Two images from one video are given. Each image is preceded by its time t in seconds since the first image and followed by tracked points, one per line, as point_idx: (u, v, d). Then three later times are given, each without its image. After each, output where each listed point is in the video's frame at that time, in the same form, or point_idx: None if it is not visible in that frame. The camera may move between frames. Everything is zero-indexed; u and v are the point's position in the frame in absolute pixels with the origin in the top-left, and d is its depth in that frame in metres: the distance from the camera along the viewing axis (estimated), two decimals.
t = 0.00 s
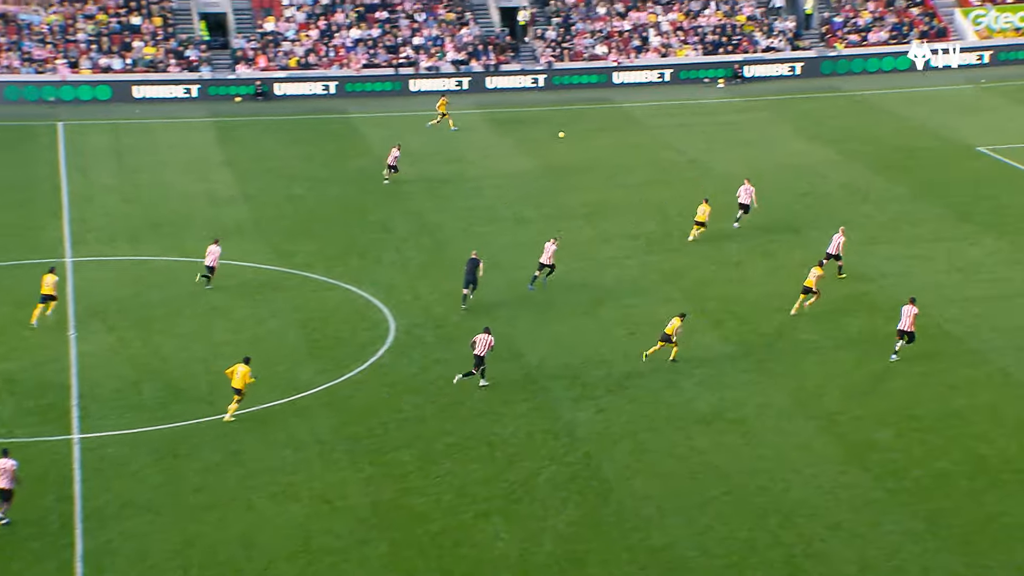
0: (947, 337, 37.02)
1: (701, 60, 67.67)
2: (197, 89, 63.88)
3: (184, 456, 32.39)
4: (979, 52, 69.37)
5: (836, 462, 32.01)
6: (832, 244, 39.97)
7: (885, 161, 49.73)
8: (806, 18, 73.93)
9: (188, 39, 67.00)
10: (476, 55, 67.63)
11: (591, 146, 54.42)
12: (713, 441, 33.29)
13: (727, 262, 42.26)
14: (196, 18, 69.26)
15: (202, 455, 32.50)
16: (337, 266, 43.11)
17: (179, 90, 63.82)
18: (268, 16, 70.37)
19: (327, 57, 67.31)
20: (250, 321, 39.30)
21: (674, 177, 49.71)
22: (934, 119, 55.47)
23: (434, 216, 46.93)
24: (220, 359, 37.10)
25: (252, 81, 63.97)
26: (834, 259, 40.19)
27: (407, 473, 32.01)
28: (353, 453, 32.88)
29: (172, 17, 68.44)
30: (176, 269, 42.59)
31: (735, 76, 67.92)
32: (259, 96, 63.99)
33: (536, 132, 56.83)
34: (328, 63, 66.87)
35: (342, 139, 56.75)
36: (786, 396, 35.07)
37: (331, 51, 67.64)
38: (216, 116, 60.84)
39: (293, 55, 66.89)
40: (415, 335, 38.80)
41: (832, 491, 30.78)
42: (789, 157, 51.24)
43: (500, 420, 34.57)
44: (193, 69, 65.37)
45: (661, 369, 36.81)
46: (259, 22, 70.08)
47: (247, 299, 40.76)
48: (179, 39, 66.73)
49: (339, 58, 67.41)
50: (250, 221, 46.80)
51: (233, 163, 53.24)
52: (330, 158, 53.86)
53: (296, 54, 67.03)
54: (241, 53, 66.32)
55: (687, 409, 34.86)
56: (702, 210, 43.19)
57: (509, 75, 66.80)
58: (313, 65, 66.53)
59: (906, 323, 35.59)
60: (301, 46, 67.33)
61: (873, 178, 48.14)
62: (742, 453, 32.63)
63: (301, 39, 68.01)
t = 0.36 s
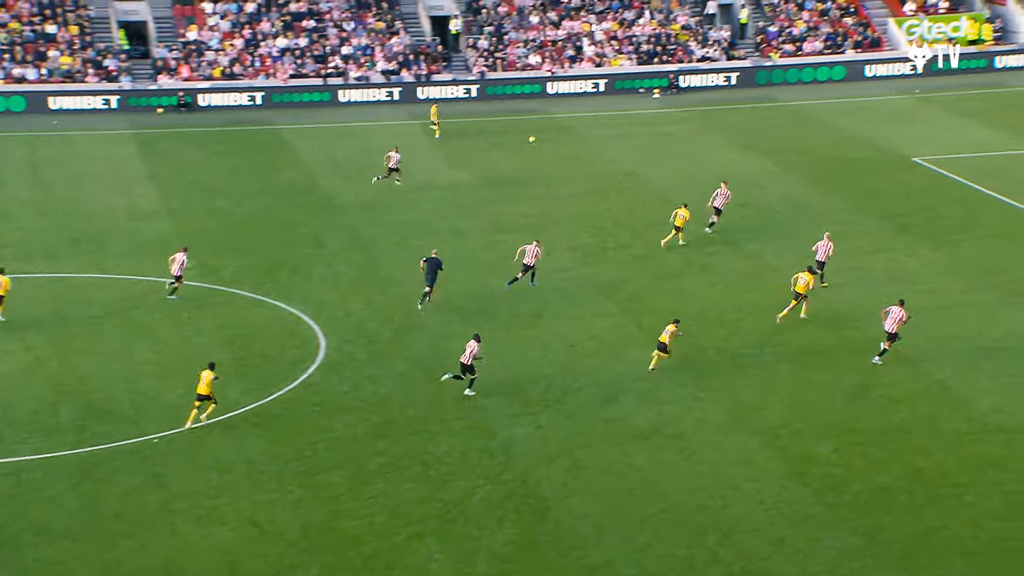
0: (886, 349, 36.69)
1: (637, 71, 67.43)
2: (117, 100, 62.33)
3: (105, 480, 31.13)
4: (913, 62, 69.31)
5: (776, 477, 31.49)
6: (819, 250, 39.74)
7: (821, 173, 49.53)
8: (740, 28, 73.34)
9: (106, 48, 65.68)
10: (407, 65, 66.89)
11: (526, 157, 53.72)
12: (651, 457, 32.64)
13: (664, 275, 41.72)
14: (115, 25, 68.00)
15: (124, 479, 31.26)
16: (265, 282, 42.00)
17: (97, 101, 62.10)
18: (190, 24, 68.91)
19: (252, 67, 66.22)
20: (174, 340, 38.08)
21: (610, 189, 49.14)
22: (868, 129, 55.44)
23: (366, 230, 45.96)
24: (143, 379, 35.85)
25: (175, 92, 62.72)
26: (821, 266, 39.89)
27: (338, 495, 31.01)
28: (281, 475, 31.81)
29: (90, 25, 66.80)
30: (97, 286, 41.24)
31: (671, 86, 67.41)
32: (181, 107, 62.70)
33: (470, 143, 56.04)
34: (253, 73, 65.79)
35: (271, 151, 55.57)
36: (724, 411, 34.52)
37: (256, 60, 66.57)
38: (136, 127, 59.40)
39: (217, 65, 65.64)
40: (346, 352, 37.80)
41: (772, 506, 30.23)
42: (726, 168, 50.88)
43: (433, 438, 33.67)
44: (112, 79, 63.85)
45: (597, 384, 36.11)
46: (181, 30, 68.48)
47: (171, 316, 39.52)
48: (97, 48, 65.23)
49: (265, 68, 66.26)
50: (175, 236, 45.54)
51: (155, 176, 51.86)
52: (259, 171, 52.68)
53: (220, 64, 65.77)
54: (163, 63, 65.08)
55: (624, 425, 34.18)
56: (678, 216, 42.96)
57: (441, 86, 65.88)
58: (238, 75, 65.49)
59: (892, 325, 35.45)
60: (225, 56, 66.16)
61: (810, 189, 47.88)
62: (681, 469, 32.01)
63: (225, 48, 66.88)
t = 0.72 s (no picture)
0: (828, 368, 36.29)
1: (575, 85, 66.89)
2: (36, 117, 60.97)
3: (26, 513, 29.84)
4: (851, 78, 69.26)
5: (719, 499, 30.89)
6: (811, 263, 39.53)
7: (761, 190, 49.23)
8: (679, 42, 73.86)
9: (26, 63, 63.98)
10: (340, 80, 66.08)
11: (464, 175, 52.95)
12: (593, 481, 31.92)
13: (605, 294, 41.09)
14: (35, 41, 66.37)
15: (46, 511, 29.99)
16: (194, 304, 40.84)
17: (17, 118, 60.77)
18: (114, 38, 67.28)
19: (179, 83, 64.97)
20: (99, 365, 36.83)
21: (550, 207, 48.48)
22: (807, 145, 55.33)
23: (300, 249, 44.94)
24: (66, 406, 34.57)
25: (99, 108, 61.41)
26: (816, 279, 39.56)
27: (271, 523, 29.95)
28: (211, 503, 30.69)
29: (8, 41, 65.36)
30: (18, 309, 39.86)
31: (610, 101, 66.99)
32: (105, 124, 61.49)
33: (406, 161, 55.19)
34: (181, 89, 64.57)
35: (201, 169, 54.36)
36: (666, 432, 33.91)
37: (183, 76, 65.25)
38: (58, 144, 58.02)
39: (142, 81, 64.45)
40: (279, 376, 36.74)
41: (715, 529, 29.61)
42: (666, 185, 50.42)
43: (369, 463, 32.72)
44: (32, 95, 62.33)
45: (537, 407, 35.36)
46: (104, 45, 66.85)
47: (96, 340, 38.25)
48: (16, 64, 63.61)
49: (193, 84, 65.02)
50: (102, 257, 44.23)
51: (78, 196, 50.47)
52: (189, 189, 51.46)
53: (145, 79, 64.57)
54: (84, 78, 63.50)
55: (565, 447, 33.45)
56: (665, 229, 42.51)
57: (376, 102, 65.34)
58: (164, 91, 64.28)
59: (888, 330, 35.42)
60: (151, 71, 64.94)
61: (750, 206, 47.52)
62: (623, 492, 31.32)
63: (151, 63, 65.53)
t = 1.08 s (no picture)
0: (760, 381, 35.95)
1: (503, 97, 66.18)
2: None
3: None
4: (780, 89, 69.14)
5: (651, 515, 30.35)
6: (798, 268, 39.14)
7: (691, 201, 48.97)
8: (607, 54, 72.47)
9: None
10: (261, 92, 65.00)
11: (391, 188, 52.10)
12: (523, 499, 31.24)
13: (534, 308, 40.46)
14: None
15: None
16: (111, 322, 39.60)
17: None
18: (22, 47, 65.76)
19: (93, 93, 63.53)
20: (10, 386, 35.49)
21: (478, 220, 47.78)
22: (736, 156, 55.24)
23: (221, 265, 43.84)
24: None
25: (7, 120, 60.28)
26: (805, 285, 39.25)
27: (191, 547, 28.90)
28: (129, 528, 29.56)
29: None
30: None
31: (538, 112, 66.54)
32: (14, 137, 60.32)
33: (330, 173, 54.25)
34: (93, 100, 63.20)
35: (119, 182, 53.00)
36: (598, 448, 33.33)
37: (97, 86, 63.76)
38: None
39: (54, 92, 63.23)
40: (200, 395, 35.65)
41: (648, 546, 29.06)
42: (596, 197, 49.93)
43: (294, 484, 31.78)
44: None
45: (467, 424, 34.61)
46: (12, 54, 65.50)
47: (7, 360, 36.90)
48: None
49: (106, 95, 63.57)
50: (14, 273, 42.79)
51: None
52: (107, 203, 50.10)
53: (56, 90, 63.34)
54: None
55: (494, 465, 32.74)
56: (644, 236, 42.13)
57: (297, 113, 64.52)
58: (76, 103, 62.98)
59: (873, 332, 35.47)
60: (62, 81, 63.56)
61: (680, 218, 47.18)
62: (554, 510, 30.67)
63: (62, 74, 64.06)
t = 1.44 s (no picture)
0: (690, 389, 35.50)
1: (426, 101, 65.38)
2: None
3: None
4: (708, 93, 69.12)
5: (581, 527, 29.72)
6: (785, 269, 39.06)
7: (620, 207, 48.53)
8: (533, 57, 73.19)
9: None
10: (178, 96, 63.94)
11: (316, 195, 51.08)
12: (451, 512, 30.47)
13: (461, 317, 39.70)
14: None
15: None
16: (22, 335, 38.24)
17: None
18: None
19: None
20: None
21: (404, 227, 46.94)
22: (665, 161, 54.97)
23: (138, 276, 42.61)
24: None
25: None
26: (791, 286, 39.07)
27: (105, 567, 27.78)
28: (39, 549, 28.38)
29: None
30: None
31: (463, 117, 65.65)
32: None
33: (250, 180, 53.11)
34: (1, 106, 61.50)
35: (32, 189, 51.45)
36: (527, 460, 32.66)
37: (4, 91, 62.19)
38: None
39: None
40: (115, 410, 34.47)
41: (578, 559, 28.42)
42: (523, 203, 49.29)
43: (214, 500, 30.75)
44: None
45: (393, 437, 33.77)
46: None
47: None
48: None
49: (14, 100, 61.93)
50: None
51: None
52: (19, 211, 48.57)
53: None
54: None
55: (422, 478, 31.93)
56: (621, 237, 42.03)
57: (215, 118, 63.00)
58: None
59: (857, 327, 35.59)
60: None
61: (609, 224, 46.70)
62: (482, 523, 29.94)
63: None
